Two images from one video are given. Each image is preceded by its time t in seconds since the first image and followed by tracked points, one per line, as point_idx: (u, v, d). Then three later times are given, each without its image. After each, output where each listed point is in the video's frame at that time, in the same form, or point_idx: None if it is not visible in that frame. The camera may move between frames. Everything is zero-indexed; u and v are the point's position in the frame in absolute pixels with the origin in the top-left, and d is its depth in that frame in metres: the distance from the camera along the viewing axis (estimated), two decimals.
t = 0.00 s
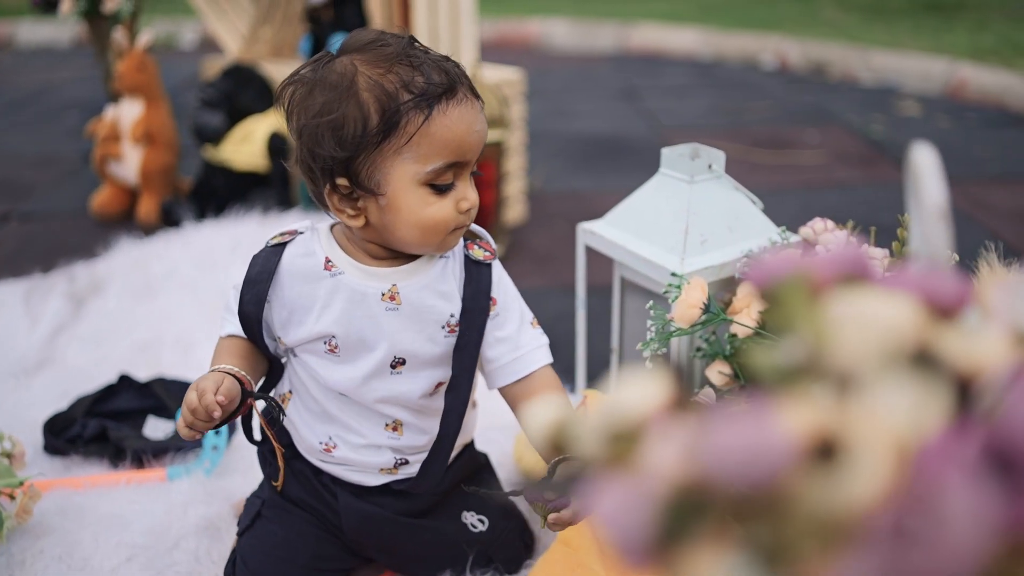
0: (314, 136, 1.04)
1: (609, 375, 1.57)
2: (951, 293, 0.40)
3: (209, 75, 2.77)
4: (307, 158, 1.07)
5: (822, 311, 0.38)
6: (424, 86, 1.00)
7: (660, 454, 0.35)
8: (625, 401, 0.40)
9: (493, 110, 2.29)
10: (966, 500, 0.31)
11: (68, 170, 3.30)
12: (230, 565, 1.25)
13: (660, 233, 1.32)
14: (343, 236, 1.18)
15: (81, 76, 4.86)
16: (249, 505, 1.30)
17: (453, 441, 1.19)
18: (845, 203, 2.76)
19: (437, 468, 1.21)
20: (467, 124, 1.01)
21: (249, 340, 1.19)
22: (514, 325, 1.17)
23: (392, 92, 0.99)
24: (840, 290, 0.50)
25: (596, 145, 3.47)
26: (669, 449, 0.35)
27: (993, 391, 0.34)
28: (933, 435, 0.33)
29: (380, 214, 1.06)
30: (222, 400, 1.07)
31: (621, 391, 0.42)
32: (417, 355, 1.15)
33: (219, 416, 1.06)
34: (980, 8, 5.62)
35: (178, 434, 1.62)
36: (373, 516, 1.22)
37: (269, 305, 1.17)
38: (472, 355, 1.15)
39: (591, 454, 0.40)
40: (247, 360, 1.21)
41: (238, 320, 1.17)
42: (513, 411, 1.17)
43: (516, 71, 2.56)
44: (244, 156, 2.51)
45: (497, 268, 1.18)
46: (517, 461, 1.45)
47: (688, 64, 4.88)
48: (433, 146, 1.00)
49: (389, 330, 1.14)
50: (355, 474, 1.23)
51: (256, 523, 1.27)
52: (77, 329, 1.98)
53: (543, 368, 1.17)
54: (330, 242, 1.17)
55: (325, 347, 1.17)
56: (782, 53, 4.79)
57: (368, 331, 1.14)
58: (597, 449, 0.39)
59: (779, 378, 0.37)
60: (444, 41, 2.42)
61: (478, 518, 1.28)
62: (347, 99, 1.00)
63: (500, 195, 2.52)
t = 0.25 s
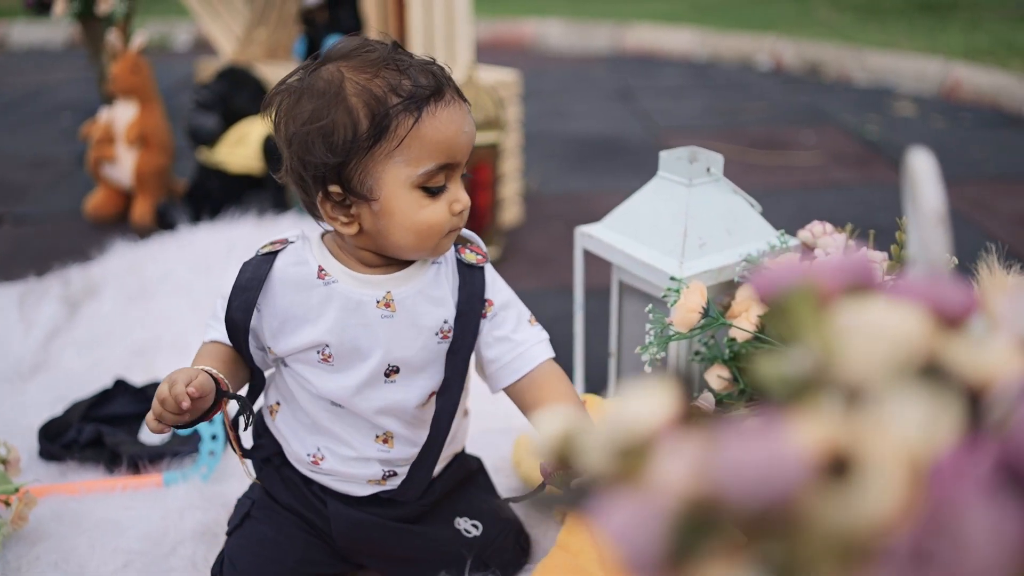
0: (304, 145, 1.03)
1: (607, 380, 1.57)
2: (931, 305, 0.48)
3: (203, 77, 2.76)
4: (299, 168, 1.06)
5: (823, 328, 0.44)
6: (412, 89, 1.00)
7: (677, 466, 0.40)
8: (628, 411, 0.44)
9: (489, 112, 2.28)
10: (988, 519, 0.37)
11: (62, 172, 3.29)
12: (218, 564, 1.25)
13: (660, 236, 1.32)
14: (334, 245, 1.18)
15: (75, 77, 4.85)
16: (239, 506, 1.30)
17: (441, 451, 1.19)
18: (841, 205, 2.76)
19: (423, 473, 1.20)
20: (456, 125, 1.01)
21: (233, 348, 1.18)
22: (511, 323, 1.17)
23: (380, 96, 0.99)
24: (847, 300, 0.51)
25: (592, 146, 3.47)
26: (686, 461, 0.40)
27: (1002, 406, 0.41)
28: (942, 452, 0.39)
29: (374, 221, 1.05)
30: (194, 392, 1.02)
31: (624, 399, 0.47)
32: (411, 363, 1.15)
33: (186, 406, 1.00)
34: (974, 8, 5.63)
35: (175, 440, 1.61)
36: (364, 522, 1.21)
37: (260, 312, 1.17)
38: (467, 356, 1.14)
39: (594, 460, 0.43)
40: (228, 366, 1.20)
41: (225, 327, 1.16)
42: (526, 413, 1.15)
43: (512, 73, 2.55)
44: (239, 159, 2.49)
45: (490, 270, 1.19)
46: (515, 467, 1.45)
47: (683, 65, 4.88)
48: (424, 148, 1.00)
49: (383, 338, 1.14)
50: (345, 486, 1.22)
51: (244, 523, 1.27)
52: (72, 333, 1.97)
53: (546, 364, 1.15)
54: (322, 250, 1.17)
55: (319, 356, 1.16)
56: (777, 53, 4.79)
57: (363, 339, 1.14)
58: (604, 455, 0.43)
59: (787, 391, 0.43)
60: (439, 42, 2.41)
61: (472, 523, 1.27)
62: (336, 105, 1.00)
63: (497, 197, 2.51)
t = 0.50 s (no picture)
0: (297, 147, 1.02)
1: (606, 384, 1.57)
2: (944, 316, 0.47)
3: (199, 79, 2.76)
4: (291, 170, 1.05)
5: (834, 339, 0.43)
6: (404, 88, 1.00)
7: (687, 479, 0.39)
8: (633, 423, 0.42)
9: (487, 114, 2.28)
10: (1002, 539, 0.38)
11: (58, 175, 3.28)
12: None
13: (659, 240, 1.32)
14: (327, 248, 1.18)
15: (70, 79, 4.83)
16: (236, 517, 1.30)
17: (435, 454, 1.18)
18: (837, 206, 2.76)
19: (420, 474, 1.18)
20: (449, 125, 1.01)
21: (226, 353, 1.16)
22: (508, 320, 1.19)
23: (373, 96, 0.99)
24: (854, 311, 0.51)
25: (589, 147, 3.46)
26: (695, 475, 0.39)
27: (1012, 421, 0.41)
28: (953, 470, 0.39)
29: (369, 221, 1.05)
30: (182, 387, 1.00)
31: (628, 409, 0.46)
32: (409, 365, 1.15)
33: (175, 400, 0.98)
34: (969, 7, 5.64)
35: (172, 444, 1.61)
36: (364, 534, 1.21)
37: (253, 318, 1.16)
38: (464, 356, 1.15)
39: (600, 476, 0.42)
40: (220, 372, 1.17)
41: (216, 332, 1.14)
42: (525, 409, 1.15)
43: (509, 74, 2.55)
44: (235, 160, 2.48)
45: (483, 267, 1.19)
46: (514, 471, 1.44)
47: (678, 66, 4.88)
48: (418, 147, 1.00)
49: (379, 340, 1.14)
50: (342, 495, 1.21)
51: (243, 536, 1.26)
52: (68, 337, 1.96)
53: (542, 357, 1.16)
54: (316, 254, 1.17)
55: (314, 360, 1.16)
56: (773, 53, 4.80)
57: (360, 341, 1.14)
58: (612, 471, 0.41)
59: (797, 403, 0.42)
60: (437, 45, 2.41)
61: (471, 532, 1.27)
62: (328, 106, 0.99)
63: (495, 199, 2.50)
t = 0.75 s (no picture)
0: (290, 152, 1.01)
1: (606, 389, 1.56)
2: (954, 326, 0.47)
3: (194, 82, 2.75)
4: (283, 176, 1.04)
5: (843, 350, 0.43)
6: (399, 92, 1.00)
7: (699, 495, 0.39)
8: (642, 440, 0.42)
9: (485, 116, 2.27)
10: None
11: (53, 177, 3.27)
12: None
13: (660, 244, 1.31)
14: (320, 255, 1.17)
15: (65, 80, 4.82)
16: (236, 530, 1.29)
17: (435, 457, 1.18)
18: (834, 207, 2.76)
19: (422, 476, 1.18)
20: (444, 129, 1.01)
21: (223, 366, 1.15)
22: (503, 320, 1.21)
23: (367, 100, 0.99)
24: (863, 323, 0.51)
25: (585, 149, 3.46)
26: (707, 490, 0.39)
27: None
28: (968, 484, 0.39)
29: (364, 228, 1.04)
30: (182, 398, 0.99)
31: (637, 425, 0.46)
32: (409, 368, 1.15)
33: (176, 411, 0.97)
34: (963, 7, 5.65)
35: (170, 449, 1.60)
36: (364, 546, 1.20)
37: (249, 329, 1.15)
38: (463, 357, 1.17)
39: (609, 491, 0.41)
40: (217, 383, 1.15)
41: (212, 345, 1.13)
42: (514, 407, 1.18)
43: (506, 76, 2.54)
44: (231, 163, 2.47)
45: (478, 269, 1.21)
46: (514, 475, 1.44)
47: (675, 66, 4.88)
48: (413, 151, 1.00)
49: (377, 345, 1.13)
50: (342, 505, 1.21)
51: (243, 549, 1.25)
52: (64, 341, 1.95)
53: (534, 355, 1.19)
54: (309, 261, 1.16)
55: (313, 368, 1.14)
56: (769, 54, 4.80)
57: (358, 348, 1.13)
58: (619, 487, 0.41)
59: (808, 415, 0.42)
60: (433, 47, 2.40)
61: (472, 543, 1.27)
62: (322, 110, 0.99)
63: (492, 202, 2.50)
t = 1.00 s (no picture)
0: (285, 164, 1.00)
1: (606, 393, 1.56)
2: (970, 332, 0.46)
3: (191, 84, 2.74)
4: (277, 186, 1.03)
5: (856, 362, 0.43)
6: (394, 103, 0.99)
7: (711, 507, 0.39)
8: (653, 450, 0.40)
9: (483, 118, 2.27)
10: None
11: (50, 179, 3.26)
12: None
13: (660, 247, 1.31)
14: (314, 261, 1.16)
15: (61, 82, 4.81)
16: (235, 538, 1.29)
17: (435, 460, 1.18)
18: (832, 209, 2.76)
19: (421, 481, 1.18)
20: (440, 138, 1.01)
21: (225, 381, 1.13)
22: (498, 320, 1.23)
23: (364, 112, 0.97)
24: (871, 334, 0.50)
25: (583, 150, 3.46)
26: (719, 502, 0.39)
27: None
28: (986, 497, 0.39)
29: (359, 239, 1.04)
30: (198, 419, 0.99)
31: (645, 434, 0.45)
32: (409, 373, 1.16)
33: (195, 433, 0.97)
34: (959, 7, 5.66)
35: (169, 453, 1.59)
36: (365, 553, 1.20)
37: (247, 340, 1.14)
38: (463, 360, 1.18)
39: (617, 502, 0.40)
40: (218, 397, 1.14)
41: (212, 359, 1.11)
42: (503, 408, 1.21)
43: (503, 78, 2.54)
44: (228, 165, 2.47)
45: (473, 270, 1.22)
46: (514, 479, 1.44)
47: (671, 67, 4.89)
48: (410, 164, 1.00)
49: (377, 351, 1.13)
50: (342, 513, 1.20)
51: (242, 557, 1.25)
52: (62, 345, 1.95)
53: (526, 355, 1.22)
54: (305, 269, 1.15)
55: (313, 377, 1.14)
56: (765, 55, 4.80)
57: (358, 355, 1.13)
58: (627, 495, 0.40)
59: (818, 428, 0.42)
60: (431, 49, 2.39)
61: (473, 549, 1.27)
62: (317, 122, 0.97)
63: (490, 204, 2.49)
